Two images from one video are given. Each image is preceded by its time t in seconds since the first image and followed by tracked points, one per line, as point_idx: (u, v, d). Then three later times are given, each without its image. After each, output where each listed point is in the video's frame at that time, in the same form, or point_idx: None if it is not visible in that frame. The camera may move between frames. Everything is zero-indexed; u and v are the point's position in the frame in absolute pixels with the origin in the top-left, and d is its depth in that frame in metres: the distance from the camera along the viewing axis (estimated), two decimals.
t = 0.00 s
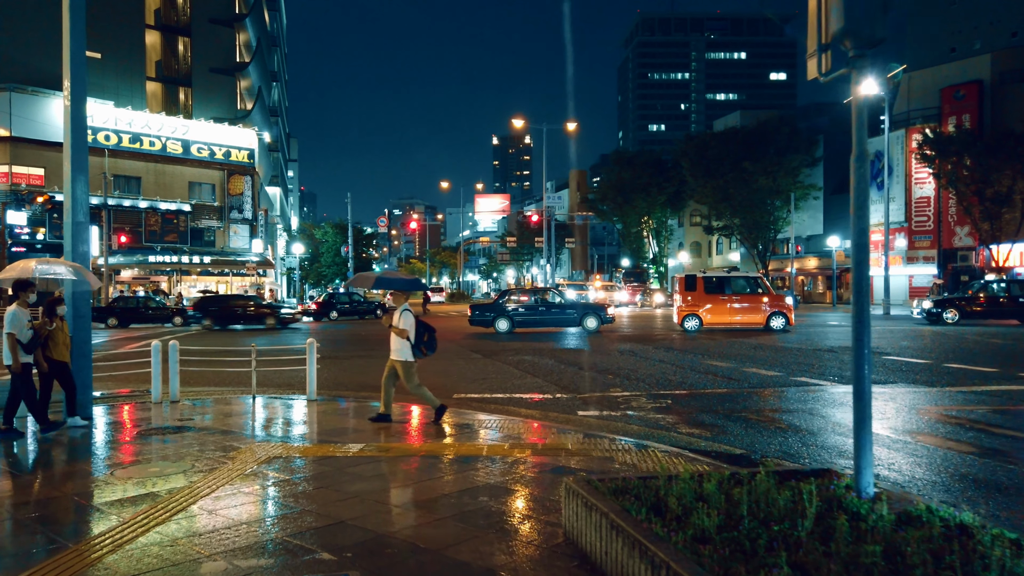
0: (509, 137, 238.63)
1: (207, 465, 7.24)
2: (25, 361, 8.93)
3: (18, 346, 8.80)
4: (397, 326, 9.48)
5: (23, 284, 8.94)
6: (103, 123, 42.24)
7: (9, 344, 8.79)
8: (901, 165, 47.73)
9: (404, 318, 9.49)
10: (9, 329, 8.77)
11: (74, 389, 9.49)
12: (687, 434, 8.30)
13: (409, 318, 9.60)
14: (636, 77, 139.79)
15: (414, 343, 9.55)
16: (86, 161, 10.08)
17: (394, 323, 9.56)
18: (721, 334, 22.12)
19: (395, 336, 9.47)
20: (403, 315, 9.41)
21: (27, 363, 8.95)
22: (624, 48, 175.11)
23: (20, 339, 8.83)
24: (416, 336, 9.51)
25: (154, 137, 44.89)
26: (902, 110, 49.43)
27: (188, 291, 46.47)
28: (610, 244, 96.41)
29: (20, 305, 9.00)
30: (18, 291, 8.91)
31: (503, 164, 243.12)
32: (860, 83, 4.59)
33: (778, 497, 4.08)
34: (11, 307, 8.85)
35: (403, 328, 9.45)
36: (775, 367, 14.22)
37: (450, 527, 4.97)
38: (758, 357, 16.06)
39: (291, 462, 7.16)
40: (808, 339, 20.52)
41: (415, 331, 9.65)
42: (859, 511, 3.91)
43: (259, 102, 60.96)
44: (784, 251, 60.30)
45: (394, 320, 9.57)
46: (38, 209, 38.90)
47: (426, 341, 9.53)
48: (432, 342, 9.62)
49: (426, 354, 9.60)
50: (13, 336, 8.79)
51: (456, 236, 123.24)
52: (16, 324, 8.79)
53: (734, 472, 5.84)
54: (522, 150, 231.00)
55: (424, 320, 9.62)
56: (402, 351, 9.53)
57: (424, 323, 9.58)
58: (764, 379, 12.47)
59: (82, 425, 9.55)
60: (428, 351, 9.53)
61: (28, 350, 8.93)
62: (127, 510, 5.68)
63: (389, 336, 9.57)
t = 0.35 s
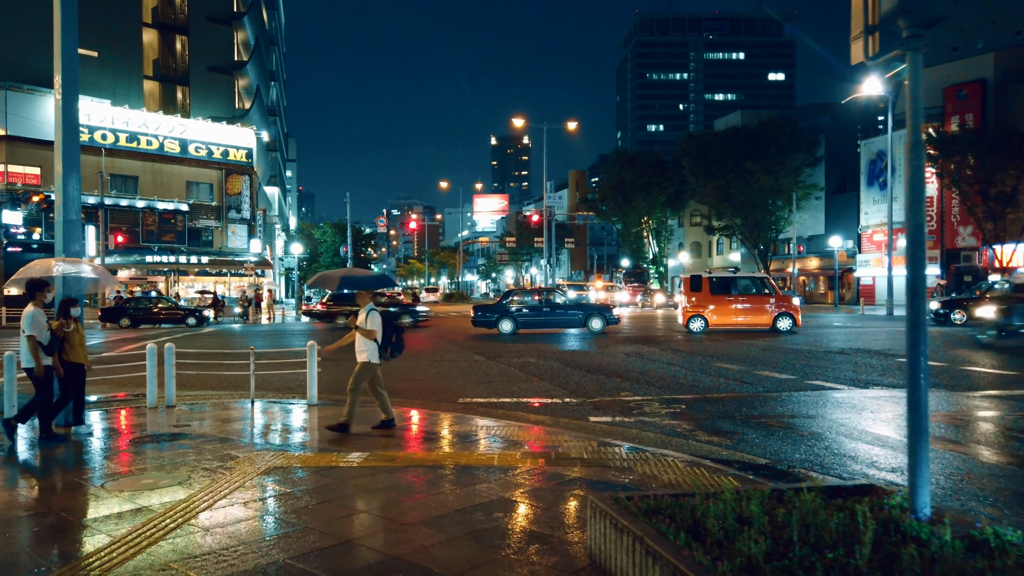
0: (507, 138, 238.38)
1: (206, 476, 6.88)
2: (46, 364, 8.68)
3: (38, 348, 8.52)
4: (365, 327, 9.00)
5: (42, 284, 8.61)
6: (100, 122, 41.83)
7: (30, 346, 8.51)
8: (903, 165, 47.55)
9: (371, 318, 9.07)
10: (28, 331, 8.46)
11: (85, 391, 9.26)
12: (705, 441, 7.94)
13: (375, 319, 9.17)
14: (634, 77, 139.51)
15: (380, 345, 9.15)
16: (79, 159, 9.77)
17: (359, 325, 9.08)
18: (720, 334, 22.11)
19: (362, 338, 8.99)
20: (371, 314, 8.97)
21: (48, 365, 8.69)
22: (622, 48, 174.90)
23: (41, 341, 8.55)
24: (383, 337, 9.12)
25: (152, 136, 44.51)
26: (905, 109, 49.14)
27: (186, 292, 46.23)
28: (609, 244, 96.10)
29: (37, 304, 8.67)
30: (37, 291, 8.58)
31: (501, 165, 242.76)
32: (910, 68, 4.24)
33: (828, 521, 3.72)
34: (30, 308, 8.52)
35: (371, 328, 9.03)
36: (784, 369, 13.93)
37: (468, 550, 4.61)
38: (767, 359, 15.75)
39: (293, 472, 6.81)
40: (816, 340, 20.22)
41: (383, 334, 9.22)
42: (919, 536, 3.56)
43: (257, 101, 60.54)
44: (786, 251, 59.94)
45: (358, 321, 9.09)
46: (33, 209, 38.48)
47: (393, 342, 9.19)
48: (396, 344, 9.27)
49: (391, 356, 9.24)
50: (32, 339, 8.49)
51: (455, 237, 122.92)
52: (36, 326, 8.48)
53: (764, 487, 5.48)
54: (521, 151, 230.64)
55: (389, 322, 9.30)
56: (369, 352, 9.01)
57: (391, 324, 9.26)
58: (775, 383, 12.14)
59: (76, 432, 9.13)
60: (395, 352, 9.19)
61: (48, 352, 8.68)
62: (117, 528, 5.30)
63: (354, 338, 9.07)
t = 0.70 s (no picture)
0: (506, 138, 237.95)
1: (207, 486, 6.50)
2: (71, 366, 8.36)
3: (64, 349, 8.17)
4: (322, 332, 8.47)
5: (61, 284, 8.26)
6: (98, 120, 41.40)
7: (56, 348, 8.13)
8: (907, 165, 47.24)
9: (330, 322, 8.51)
10: (53, 333, 8.09)
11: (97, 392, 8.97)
12: (730, 450, 7.58)
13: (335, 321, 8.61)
14: (633, 77, 139.19)
15: (340, 348, 8.63)
16: (73, 157, 9.37)
17: (317, 328, 8.55)
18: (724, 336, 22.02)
19: (319, 342, 8.47)
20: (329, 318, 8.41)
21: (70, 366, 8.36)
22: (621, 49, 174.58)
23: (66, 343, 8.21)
24: (342, 340, 8.60)
25: (150, 135, 44.05)
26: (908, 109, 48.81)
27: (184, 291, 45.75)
28: (609, 244, 95.73)
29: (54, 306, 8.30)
30: (56, 292, 8.24)
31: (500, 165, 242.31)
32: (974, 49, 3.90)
33: (900, 549, 3.34)
34: (51, 309, 8.14)
35: (329, 331, 8.52)
36: (799, 372, 13.58)
37: None
38: (779, 361, 15.39)
39: (297, 484, 6.41)
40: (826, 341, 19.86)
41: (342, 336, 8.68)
42: (1003, 565, 3.19)
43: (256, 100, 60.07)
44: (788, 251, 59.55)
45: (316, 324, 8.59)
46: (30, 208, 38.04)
47: (354, 346, 8.66)
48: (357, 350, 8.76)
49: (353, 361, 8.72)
50: (59, 341, 8.12)
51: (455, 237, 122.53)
52: (60, 327, 8.14)
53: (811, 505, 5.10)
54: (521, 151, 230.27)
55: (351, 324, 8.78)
56: (328, 356, 8.52)
57: (352, 326, 8.73)
58: (793, 387, 11.76)
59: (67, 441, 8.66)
60: (356, 356, 8.66)
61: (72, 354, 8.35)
62: (110, 547, 4.90)
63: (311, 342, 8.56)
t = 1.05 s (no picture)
0: (504, 137, 237.67)
1: (204, 498, 6.10)
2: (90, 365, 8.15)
3: (85, 347, 7.95)
4: (270, 337, 7.47)
5: (82, 281, 8.10)
6: (95, 118, 40.94)
7: (76, 346, 7.92)
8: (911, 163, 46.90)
9: (279, 326, 7.51)
10: (73, 330, 7.89)
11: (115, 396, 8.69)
12: (756, 457, 7.21)
13: (287, 326, 7.60)
14: (632, 77, 138.93)
15: (294, 355, 7.58)
16: (65, 153, 8.94)
17: (265, 333, 7.55)
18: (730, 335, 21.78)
19: (266, 348, 7.47)
20: (279, 321, 7.44)
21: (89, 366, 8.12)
22: (621, 48, 174.00)
23: (86, 341, 8.00)
24: (295, 347, 7.56)
25: (147, 133, 43.59)
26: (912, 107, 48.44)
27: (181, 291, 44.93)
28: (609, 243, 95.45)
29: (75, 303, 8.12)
30: (77, 289, 8.05)
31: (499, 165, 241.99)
32: None
33: None
34: (72, 306, 7.96)
35: (278, 338, 7.48)
36: (813, 373, 13.23)
37: None
38: (791, 361, 15.02)
39: (298, 495, 6.01)
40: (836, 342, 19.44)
41: (296, 342, 7.63)
42: None
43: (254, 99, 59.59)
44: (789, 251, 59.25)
45: (264, 328, 7.54)
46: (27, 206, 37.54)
47: (310, 353, 7.62)
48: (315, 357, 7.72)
49: (310, 369, 7.68)
50: (79, 338, 7.93)
51: (454, 236, 122.20)
52: (81, 324, 7.96)
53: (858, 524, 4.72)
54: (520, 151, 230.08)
55: (306, 328, 7.71)
56: (278, 366, 7.51)
57: (306, 331, 7.65)
58: (811, 389, 11.36)
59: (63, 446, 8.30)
60: (314, 364, 7.62)
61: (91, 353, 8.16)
62: (103, 569, 4.49)
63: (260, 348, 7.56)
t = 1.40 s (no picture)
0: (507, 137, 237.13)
1: (208, 511, 5.72)
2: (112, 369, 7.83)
3: (106, 349, 7.61)
4: (220, 334, 6.93)
5: (106, 281, 7.81)
6: (98, 117, 40.62)
7: (97, 347, 7.58)
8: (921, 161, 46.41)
9: (232, 323, 6.98)
10: (96, 329, 7.57)
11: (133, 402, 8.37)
12: (789, 467, 6.81)
13: (241, 324, 7.06)
14: (635, 76, 138.37)
15: (244, 355, 7.02)
16: (62, 149, 8.51)
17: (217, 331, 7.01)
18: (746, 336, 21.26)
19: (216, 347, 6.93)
20: (230, 316, 6.92)
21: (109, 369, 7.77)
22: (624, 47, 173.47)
23: (107, 342, 7.68)
24: (246, 346, 7.02)
25: (151, 132, 43.24)
26: (921, 105, 47.93)
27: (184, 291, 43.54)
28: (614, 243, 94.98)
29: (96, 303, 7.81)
30: (100, 289, 7.76)
31: (502, 164, 241.44)
32: None
33: None
34: (95, 306, 7.66)
35: (229, 334, 6.93)
36: (837, 375, 12.77)
37: None
38: (810, 363, 14.59)
39: (309, 508, 5.62)
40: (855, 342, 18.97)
41: (248, 342, 7.09)
42: None
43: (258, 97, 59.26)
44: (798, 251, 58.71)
45: (216, 323, 7.02)
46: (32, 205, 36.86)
47: (261, 354, 7.04)
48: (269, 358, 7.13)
49: (260, 372, 7.08)
50: (100, 339, 7.60)
51: (458, 236, 121.77)
52: (103, 325, 7.64)
53: (922, 549, 4.32)
54: (524, 150, 229.58)
55: (262, 326, 7.17)
56: (226, 366, 6.97)
57: (260, 330, 7.11)
58: (836, 392, 10.91)
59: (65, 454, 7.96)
60: (264, 366, 7.01)
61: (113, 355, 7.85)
62: None
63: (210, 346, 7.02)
